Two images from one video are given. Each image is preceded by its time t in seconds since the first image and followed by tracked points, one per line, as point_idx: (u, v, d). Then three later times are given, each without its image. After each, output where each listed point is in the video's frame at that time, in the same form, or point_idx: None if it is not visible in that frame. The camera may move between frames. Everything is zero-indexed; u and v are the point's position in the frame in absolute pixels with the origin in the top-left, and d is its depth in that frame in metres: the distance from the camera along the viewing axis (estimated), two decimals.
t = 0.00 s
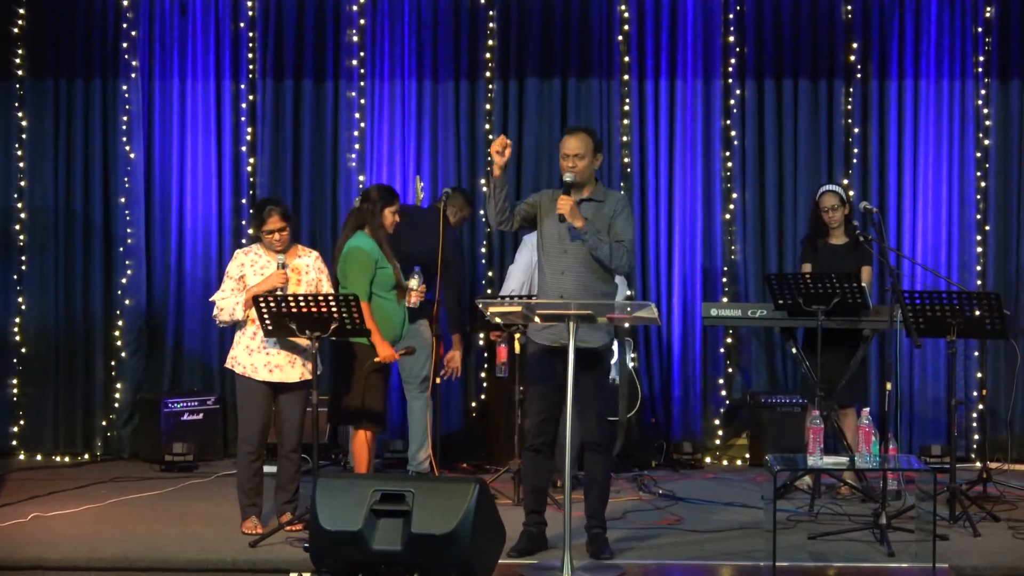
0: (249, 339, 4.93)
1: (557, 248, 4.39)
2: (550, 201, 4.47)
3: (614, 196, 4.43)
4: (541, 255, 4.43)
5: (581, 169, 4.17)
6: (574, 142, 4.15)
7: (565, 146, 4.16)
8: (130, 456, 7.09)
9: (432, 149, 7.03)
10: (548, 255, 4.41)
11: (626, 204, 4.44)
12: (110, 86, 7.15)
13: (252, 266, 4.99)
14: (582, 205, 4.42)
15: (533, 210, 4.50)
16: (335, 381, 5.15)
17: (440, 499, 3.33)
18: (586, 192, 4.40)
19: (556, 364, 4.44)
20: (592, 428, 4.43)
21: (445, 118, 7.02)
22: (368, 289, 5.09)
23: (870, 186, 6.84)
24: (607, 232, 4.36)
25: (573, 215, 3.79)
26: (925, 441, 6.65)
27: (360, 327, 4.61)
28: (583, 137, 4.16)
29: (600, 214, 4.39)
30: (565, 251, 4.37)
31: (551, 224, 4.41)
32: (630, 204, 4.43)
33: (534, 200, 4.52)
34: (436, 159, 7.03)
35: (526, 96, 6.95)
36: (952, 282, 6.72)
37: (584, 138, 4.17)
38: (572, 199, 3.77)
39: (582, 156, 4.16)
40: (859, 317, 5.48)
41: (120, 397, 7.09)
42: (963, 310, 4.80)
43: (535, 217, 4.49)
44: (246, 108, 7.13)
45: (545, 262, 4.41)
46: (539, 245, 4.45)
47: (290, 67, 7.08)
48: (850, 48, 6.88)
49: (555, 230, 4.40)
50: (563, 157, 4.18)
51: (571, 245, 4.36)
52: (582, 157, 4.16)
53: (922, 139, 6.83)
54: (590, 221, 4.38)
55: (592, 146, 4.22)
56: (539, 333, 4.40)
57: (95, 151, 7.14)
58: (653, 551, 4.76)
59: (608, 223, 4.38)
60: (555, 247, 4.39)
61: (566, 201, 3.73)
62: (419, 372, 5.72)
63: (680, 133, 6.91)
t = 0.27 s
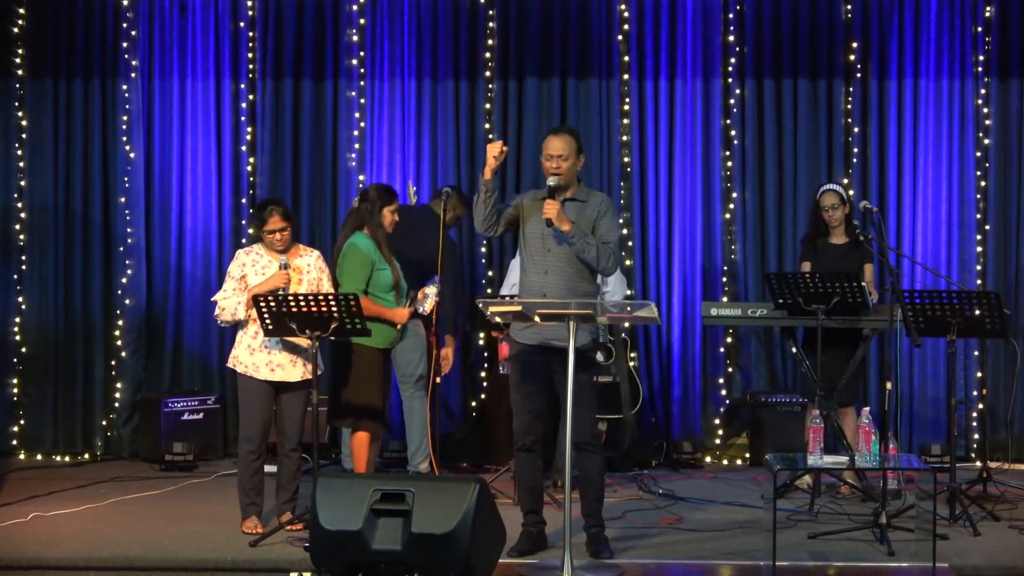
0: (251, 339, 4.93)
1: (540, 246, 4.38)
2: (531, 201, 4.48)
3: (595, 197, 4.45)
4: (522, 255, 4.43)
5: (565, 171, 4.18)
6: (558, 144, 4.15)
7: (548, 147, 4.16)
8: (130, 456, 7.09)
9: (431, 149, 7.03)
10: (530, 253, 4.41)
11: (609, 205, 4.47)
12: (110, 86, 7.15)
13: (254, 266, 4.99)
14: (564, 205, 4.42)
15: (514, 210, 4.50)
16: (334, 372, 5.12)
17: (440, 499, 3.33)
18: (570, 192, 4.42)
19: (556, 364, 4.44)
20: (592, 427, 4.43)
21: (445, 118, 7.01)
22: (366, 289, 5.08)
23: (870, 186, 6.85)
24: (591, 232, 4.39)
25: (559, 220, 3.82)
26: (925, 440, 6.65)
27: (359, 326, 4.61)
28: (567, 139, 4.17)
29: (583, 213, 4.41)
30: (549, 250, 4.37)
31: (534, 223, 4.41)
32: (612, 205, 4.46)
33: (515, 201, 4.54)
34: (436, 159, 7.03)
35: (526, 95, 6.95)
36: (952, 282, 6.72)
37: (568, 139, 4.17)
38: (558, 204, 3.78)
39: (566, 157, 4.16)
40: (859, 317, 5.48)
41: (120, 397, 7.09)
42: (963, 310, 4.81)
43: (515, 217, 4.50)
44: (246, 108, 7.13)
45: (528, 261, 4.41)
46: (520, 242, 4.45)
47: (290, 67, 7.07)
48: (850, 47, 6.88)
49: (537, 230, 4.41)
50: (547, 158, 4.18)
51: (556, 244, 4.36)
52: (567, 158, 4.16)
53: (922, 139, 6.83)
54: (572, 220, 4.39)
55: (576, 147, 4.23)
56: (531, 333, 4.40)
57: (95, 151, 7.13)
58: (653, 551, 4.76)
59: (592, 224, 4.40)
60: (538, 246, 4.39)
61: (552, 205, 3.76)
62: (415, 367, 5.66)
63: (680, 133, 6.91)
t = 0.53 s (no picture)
0: (251, 337, 4.93)
1: (534, 249, 4.38)
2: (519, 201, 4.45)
3: (581, 196, 4.46)
4: (514, 257, 4.43)
5: (556, 174, 4.18)
6: (547, 148, 4.14)
7: (538, 153, 4.14)
8: (129, 455, 7.10)
9: (431, 147, 7.03)
10: (524, 256, 4.40)
11: (596, 204, 4.49)
12: (110, 84, 7.14)
13: (254, 265, 4.99)
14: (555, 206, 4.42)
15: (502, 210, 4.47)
16: (334, 370, 5.13)
17: (440, 498, 3.33)
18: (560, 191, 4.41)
19: (555, 363, 4.44)
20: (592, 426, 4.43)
21: (444, 117, 7.01)
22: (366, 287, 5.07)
23: (869, 184, 6.85)
24: (583, 234, 4.41)
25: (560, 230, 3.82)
26: (924, 439, 6.65)
27: (359, 325, 4.61)
28: (556, 143, 4.15)
29: (573, 214, 4.42)
30: (544, 251, 4.37)
31: (525, 224, 4.40)
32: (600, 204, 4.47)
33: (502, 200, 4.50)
34: (436, 157, 7.02)
35: (526, 93, 6.94)
36: (951, 280, 6.72)
37: (558, 142, 4.16)
38: (557, 215, 3.78)
39: (557, 162, 4.15)
40: (860, 314, 5.47)
41: (120, 395, 7.09)
42: (963, 308, 4.80)
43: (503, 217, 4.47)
44: (246, 107, 7.13)
45: (520, 263, 4.40)
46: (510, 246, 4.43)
47: (289, 65, 7.07)
48: (849, 45, 6.88)
49: (528, 231, 4.40)
50: (539, 165, 4.16)
51: (551, 245, 4.36)
52: (559, 163, 4.16)
53: (921, 137, 6.83)
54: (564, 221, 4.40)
55: (565, 148, 4.22)
56: (528, 335, 4.39)
57: (94, 149, 7.13)
58: (653, 549, 4.76)
59: (583, 225, 4.42)
60: (531, 248, 4.39)
61: (552, 218, 3.73)
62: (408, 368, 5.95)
63: (680, 131, 6.91)
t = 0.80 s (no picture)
0: (246, 335, 4.92)
1: (530, 248, 4.36)
2: (508, 201, 4.43)
3: (569, 191, 4.48)
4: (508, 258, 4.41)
5: (549, 176, 4.19)
6: (538, 151, 4.14)
7: (529, 156, 4.14)
8: (124, 453, 7.09)
9: (425, 145, 7.01)
10: (520, 255, 4.38)
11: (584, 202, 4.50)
12: (104, 82, 7.12)
13: (249, 263, 4.98)
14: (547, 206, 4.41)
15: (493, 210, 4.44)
16: (328, 367, 5.11)
17: (434, 495, 3.33)
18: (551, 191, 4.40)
19: (550, 361, 4.44)
20: (587, 423, 4.43)
21: (439, 114, 7.00)
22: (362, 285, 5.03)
23: (863, 182, 6.85)
24: (574, 234, 4.42)
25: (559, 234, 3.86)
26: (918, 436, 6.66)
27: (353, 323, 4.60)
28: (547, 145, 4.15)
29: (565, 213, 4.42)
30: (541, 251, 4.37)
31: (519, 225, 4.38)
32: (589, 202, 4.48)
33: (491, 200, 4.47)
34: (430, 155, 7.01)
35: (521, 91, 6.93)
36: (946, 277, 6.73)
37: (548, 144, 4.16)
38: (555, 219, 3.81)
39: (549, 164, 4.16)
40: (853, 312, 5.45)
41: (114, 393, 7.07)
42: (957, 305, 4.82)
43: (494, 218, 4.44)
44: (240, 105, 7.12)
45: (517, 264, 4.38)
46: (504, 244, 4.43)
47: (284, 63, 7.05)
48: (844, 43, 6.88)
49: (522, 231, 4.38)
50: (532, 168, 4.16)
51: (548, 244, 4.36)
52: (551, 165, 4.17)
53: (916, 135, 6.84)
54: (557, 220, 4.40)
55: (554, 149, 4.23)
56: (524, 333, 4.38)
57: (88, 147, 7.11)
58: (647, 546, 4.76)
59: (574, 224, 4.43)
60: (528, 249, 4.37)
61: (552, 223, 3.78)
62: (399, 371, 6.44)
63: (674, 129, 6.91)
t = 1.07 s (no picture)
0: (244, 335, 4.92)
1: (531, 248, 4.36)
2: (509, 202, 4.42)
3: (567, 190, 4.50)
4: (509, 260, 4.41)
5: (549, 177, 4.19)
6: (538, 152, 4.13)
7: (529, 156, 4.13)
8: (120, 453, 7.08)
9: (421, 145, 7.01)
10: (521, 256, 4.37)
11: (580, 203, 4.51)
12: (99, 81, 7.11)
13: (247, 263, 4.97)
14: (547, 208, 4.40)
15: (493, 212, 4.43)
16: (324, 367, 5.10)
17: (431, 495, 3.32)
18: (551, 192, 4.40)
19: (547, 361, 4.45)
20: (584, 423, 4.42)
21: (435, 114, 7.00)
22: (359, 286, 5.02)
23: (859, 181, 6.86)
24: (572, 234, 4.41)
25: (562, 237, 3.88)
26: (915, 435, 6.67)
27: (350, 323, 4.59)
28: (547, 145, 4.15)
29: (564, 214, 4.41)
30: (543, 252, 4.36)
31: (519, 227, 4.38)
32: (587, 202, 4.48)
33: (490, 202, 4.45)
34: (426, 154, 7.00)
35: (517, 91, 6.93)
36: (942, 276, 6.74)
37: (548, 145, 4.16)
38: (558, 221, 3.86)
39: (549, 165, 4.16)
40: (850, 311, 5.45)
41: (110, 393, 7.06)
42: (953, 304, 4.84)
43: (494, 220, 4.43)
44: (236, 104, 7.10)
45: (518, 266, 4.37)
46: (503, 245, 4.43)
47: (279, 62, 7.04)
48: (839, 42, 6.89)
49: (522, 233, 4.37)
50: (532, 169, 4.16)
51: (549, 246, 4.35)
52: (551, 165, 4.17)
53: (912, 134, 6.84)
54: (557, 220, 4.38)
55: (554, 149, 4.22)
56: (524, 333, 4.36)
57: (84, 146, 7.10)
58: (645, 546, 4.76)
59: (572, 224, 4.42)
60: (528, 251, 4.37)
61: (554, 224, 3.82)
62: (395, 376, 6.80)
63: (671, 128, 6.91)
